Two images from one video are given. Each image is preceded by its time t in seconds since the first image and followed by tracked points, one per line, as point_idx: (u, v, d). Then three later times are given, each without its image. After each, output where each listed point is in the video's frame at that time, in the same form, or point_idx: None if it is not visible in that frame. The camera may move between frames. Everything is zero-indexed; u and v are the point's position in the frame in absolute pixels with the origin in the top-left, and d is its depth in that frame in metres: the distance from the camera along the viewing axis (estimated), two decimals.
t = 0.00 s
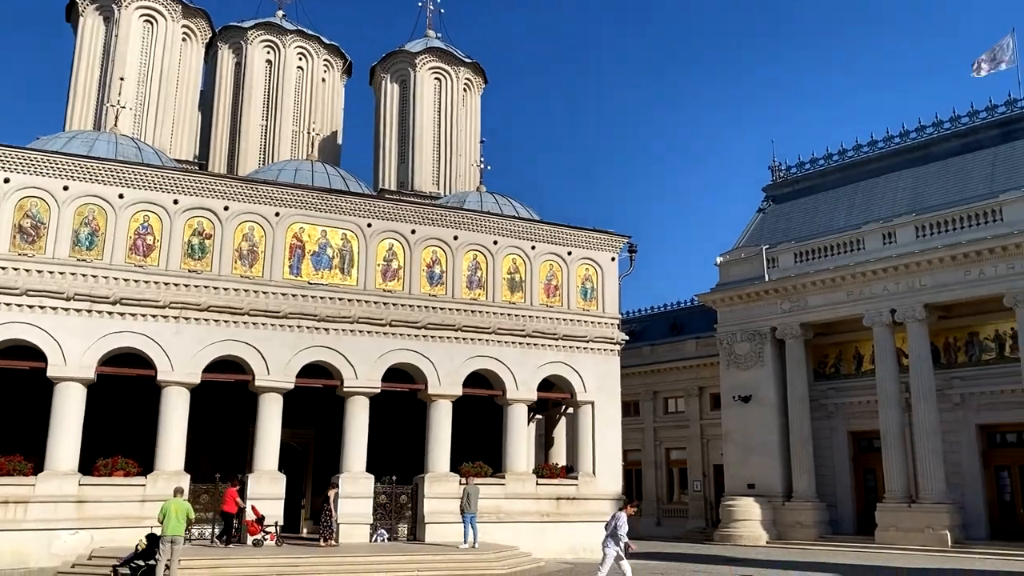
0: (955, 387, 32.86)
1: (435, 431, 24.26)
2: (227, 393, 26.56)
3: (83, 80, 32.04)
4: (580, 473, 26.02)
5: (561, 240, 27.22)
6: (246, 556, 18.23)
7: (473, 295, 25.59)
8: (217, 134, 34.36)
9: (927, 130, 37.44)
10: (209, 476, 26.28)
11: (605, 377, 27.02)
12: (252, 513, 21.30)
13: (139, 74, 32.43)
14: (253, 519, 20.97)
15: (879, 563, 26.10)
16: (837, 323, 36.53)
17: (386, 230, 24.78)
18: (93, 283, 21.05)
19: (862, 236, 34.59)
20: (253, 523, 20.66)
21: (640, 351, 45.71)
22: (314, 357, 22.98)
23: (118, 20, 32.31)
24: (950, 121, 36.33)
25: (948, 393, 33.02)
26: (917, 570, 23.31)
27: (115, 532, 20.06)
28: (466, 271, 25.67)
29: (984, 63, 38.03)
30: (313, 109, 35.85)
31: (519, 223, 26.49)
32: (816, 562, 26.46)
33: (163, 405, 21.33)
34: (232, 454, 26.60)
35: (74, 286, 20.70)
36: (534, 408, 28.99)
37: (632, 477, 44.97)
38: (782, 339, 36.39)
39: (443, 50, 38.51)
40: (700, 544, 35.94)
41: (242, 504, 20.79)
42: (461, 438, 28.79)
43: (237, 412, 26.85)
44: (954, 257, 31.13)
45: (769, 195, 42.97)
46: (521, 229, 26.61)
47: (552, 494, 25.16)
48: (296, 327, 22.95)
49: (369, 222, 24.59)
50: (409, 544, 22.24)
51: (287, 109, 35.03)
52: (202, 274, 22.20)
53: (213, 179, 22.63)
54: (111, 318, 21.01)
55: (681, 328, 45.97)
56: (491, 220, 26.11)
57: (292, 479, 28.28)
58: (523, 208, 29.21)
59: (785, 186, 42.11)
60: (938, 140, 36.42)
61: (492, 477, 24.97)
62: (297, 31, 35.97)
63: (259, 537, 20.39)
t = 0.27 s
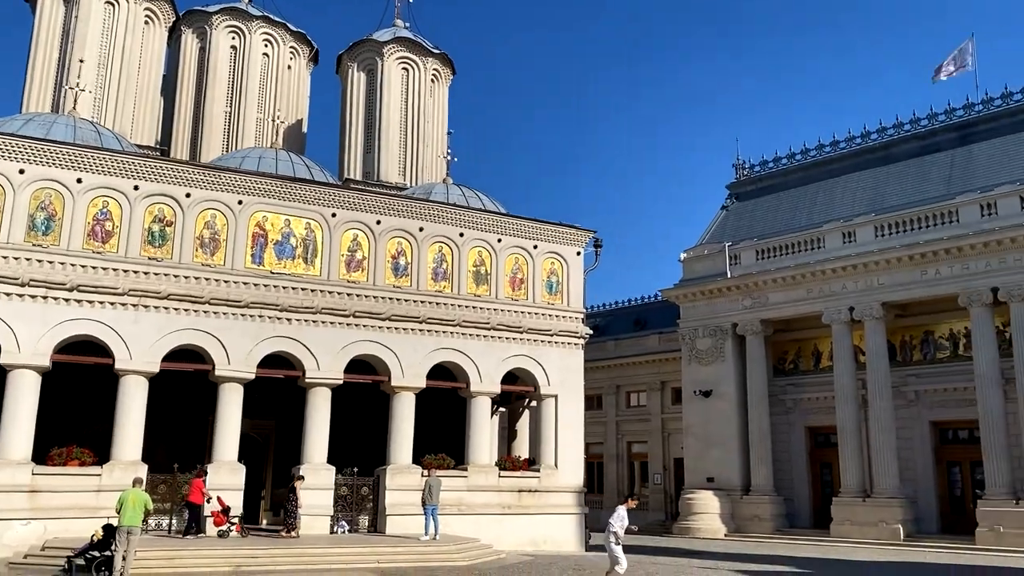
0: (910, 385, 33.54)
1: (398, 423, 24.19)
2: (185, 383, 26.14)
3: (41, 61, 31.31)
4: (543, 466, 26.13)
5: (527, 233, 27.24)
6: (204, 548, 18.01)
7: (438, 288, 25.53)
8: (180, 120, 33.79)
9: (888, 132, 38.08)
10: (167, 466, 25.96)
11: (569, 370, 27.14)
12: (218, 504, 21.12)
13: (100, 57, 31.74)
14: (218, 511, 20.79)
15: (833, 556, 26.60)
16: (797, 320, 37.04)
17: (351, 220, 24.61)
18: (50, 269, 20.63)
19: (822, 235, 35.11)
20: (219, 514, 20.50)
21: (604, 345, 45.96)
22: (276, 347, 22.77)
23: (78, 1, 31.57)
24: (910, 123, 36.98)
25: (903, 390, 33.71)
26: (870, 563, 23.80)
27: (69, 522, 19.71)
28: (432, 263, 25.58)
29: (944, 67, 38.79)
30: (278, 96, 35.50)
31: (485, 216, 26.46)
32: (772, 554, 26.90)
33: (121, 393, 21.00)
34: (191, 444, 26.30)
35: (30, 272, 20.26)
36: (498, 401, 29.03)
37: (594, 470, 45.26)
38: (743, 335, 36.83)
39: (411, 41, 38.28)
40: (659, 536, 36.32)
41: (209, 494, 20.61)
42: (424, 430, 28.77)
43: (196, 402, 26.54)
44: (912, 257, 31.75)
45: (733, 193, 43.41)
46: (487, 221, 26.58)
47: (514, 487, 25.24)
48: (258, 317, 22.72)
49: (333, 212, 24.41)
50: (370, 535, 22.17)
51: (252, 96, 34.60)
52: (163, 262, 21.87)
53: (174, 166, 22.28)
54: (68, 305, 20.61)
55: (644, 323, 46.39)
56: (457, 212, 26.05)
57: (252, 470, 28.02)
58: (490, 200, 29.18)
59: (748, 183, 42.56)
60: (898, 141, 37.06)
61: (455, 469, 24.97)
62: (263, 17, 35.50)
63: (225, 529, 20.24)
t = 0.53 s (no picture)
0: (867, 381, 34.14)
1: (361, 415, 24.07)
2: (145, 373, 25.74)
3: None
4: (506, 459, 26.18)
5: (493, 226, 27.22)
6: (162, 540, 17.77)
7: (403, 280, 25.41)
8: (142, 106, 33.16)
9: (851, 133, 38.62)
10: (124, 457, 25.58)
11: (534, 364, 27.20)
12: (184, 496, 21.02)
13: (60, 39, 31.04)
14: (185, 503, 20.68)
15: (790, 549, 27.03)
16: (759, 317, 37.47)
17: (316, 210, 24.39)
18: (5, 255, 20.16)
19: (785, 233, 35.55)
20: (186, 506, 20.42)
21: (569, 339, 46.14)
22: (238, 337, 22.52)
23: None
24: (872, 125, 37.55)
25: (861, 386, 34.31)
26: (826, 556, 24.23)
27: (23, 514, 19.29)
28: (398, 255, 25.46)
29: (905, 69, 39.45)
30: (243, 83, 35.11)
31: (451, 208, 26.39)
32: (731, 547, 27.27)
33: (78, 383, 20.63)
34: (150, 435, 25.95)
35: None
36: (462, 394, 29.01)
37: (557, 463, 45.44)
38: (706, 330, 37.20)
39: (379, 30, 37.94)
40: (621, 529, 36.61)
41: (177, 486, 20.52)
42: (387, 423, 28.68)
43: (156, 392, 26.17)
44: (872, 256, 32.29)
45: (699, 190, 43.71)
46: (454, 214, 26.50)
47: (477, 480, 25.26)
48: (220, 307, 22.45)
49: (298, 201, 24.17)
50: (332, 528, 22.06)
51: (217, 83, 34.11)
52: (122, 249, 21.49)
53: (135, 151, 21.89)
54: (24, 292, 20.17)
55: (609, 317, 46.66)
56: (423, 203, 25.94)
57: (212, 462, 27.73)
58: (457, 193, 29.10)
59: (714, 180, 42.93)
60: (860, 142, 37.62)
61: (418, 462, 24.92)
62: (229, 3, 34.95)
63: (192, 520, 20.15)
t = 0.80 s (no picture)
0: (829, 378, 34.65)
1: (325, 407, 23.92)
2: (104, 364, 25.34)
3: None
4: (471, 453, 26.19)
5: (461, 220, 27.16)
6: (120, 533, 17.50)
7: (370, 272, 25.27)
8: (105, 92, 32.57)
9: (816, 132, 39.11)
10: (83, 448, 25.19)
11: (500, 358, 27.21)
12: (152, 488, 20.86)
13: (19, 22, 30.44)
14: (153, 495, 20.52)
15: (750, 543, 27.37)
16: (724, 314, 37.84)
17: (282, 201, 24.15)
18: None
19: (750, 231, 35.92)
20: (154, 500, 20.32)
21: (535, 334, 46.20)
22: (201, 328, 22.25)
23: None
24: (836, 125, 38.04)
25: (822, 383, 34.81)
26: (785, 550, 24.58)
27: None
28: (364, 248, 25.30)
29: (869, 71, 40.05)
30: (208, 71, 34.79)
31: (419, 201, 26.28)
32: (693, 541, 27.54)
33: (36, 372, 20.25)
34: (109, 426, 25.58)
35: None
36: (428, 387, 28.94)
37: (522, 457, 45.53)
38: (671, 326, 37.47)
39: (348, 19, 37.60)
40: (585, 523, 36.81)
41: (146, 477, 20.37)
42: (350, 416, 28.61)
43: (116, 382, 25.78)
44: (834, 255, 32.76)
45: (666, 187, 43.97)
46: (422, 207, 26.40)
47: (442, 473, 25.23)
48: (183, 297, 22.16)
49: (263, 191, 23.91)
50: (294, 521, 21.91)
51: (182, 70, 33.62)
52: (83, 238, 21.10)
53: (97, 138, 21.48)
54: None
55: (576, 313, 46.90)
56: (391, 195, 25.81)
57: (173, 454, 27.38)
58: (425, 185, 28.98)
59: (681, 178, 43.22)
60: (824, 142, 38.10)
61: (382, 455, 24.82)
62: None
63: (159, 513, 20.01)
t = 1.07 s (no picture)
0: (792, 375, 35.11)
1: (291, 401, 23.75)
2: (65, 355, 24.92)
3: None
4: (438, 447, 26.17)
5: (430, 214, 27.08)
6: (80, 527, 17.23)
7: (337, 265, 25.12)
8: (69, 78, 31.97)
9: (784, 133, 39.54)
10: (42, 441, 24.77)
11: (468, 353, 27.20)
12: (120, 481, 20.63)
13: None
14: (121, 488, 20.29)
15: (713, 537, 27.68)
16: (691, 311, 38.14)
17: (249, 192, 23.91)
18: None
19: (717, 229, 36.24)
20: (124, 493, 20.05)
21: (504, 329, 46.22)
22: (165, 320, 21.97)
23: None
24: (804, 126, 38.49)
25: (786, 380, 35.26)
26: (748, 544, 24.90)
27: None
28: (333, 241, 25.13)
29: (836, 73, 40.56)
30: (175, 59, 34.23)
31: (389, 194, 26.16)
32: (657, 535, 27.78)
33: None
34: (70, 418, 25.18)
35: None
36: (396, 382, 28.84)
37: (489, 452, 45.57)
38: (639, 323, 37.71)
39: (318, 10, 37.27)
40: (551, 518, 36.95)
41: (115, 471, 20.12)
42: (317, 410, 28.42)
43: (77, 374, 25.37)
44: (800, 254, 33.17)
45: (635, 184, 44.20)
46: (391, 200, 26.28)
47: (408, 468, 25.17)
48: (147, 288, 21.86)
49: (230, 182, 23.66)
50: (258, 515, 21.74)
51: (148, 58, 33.11)
52: (44, 226, 20.71)
53: (59, 125, 21.10)
54: None
55: (544, 308, 47.05)
56: (360, 188, 25.66)
57: (135, 447, 27.03)
58: (395, 179, 28.86)
59: (651, 175, 43.47)
60: (792, 142, 38.54)
61: (348, 450, 24.71)
62: None
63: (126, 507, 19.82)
